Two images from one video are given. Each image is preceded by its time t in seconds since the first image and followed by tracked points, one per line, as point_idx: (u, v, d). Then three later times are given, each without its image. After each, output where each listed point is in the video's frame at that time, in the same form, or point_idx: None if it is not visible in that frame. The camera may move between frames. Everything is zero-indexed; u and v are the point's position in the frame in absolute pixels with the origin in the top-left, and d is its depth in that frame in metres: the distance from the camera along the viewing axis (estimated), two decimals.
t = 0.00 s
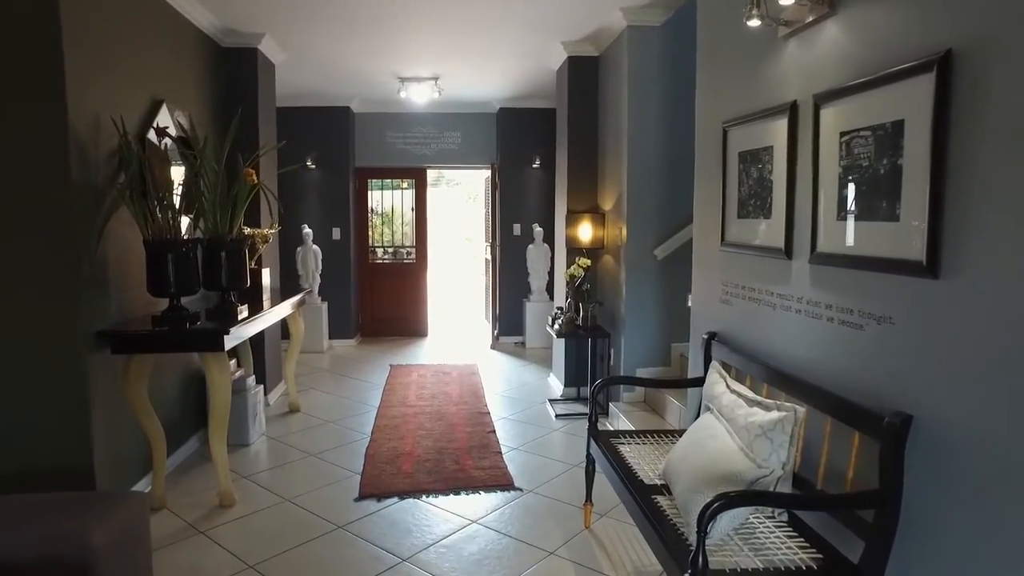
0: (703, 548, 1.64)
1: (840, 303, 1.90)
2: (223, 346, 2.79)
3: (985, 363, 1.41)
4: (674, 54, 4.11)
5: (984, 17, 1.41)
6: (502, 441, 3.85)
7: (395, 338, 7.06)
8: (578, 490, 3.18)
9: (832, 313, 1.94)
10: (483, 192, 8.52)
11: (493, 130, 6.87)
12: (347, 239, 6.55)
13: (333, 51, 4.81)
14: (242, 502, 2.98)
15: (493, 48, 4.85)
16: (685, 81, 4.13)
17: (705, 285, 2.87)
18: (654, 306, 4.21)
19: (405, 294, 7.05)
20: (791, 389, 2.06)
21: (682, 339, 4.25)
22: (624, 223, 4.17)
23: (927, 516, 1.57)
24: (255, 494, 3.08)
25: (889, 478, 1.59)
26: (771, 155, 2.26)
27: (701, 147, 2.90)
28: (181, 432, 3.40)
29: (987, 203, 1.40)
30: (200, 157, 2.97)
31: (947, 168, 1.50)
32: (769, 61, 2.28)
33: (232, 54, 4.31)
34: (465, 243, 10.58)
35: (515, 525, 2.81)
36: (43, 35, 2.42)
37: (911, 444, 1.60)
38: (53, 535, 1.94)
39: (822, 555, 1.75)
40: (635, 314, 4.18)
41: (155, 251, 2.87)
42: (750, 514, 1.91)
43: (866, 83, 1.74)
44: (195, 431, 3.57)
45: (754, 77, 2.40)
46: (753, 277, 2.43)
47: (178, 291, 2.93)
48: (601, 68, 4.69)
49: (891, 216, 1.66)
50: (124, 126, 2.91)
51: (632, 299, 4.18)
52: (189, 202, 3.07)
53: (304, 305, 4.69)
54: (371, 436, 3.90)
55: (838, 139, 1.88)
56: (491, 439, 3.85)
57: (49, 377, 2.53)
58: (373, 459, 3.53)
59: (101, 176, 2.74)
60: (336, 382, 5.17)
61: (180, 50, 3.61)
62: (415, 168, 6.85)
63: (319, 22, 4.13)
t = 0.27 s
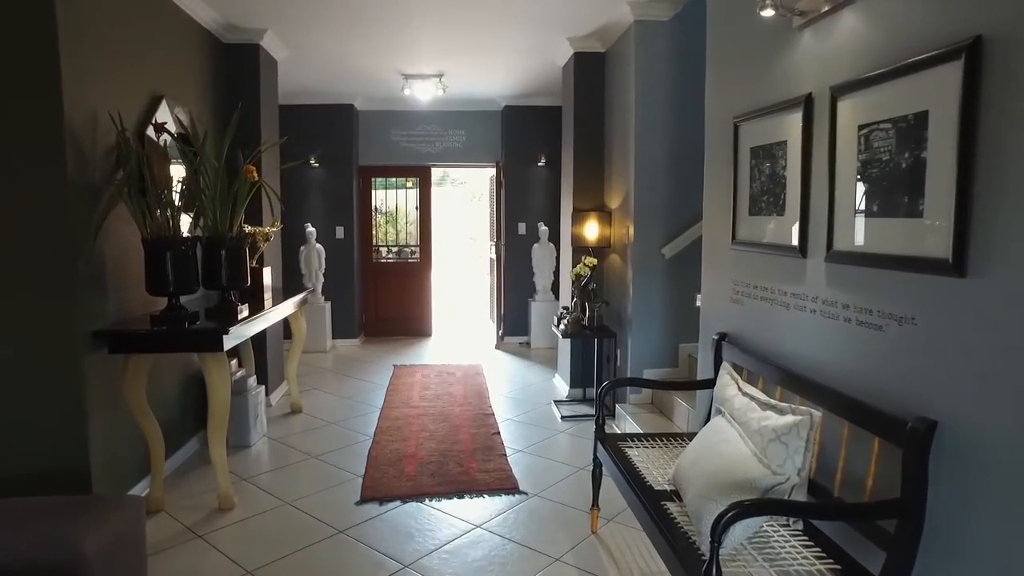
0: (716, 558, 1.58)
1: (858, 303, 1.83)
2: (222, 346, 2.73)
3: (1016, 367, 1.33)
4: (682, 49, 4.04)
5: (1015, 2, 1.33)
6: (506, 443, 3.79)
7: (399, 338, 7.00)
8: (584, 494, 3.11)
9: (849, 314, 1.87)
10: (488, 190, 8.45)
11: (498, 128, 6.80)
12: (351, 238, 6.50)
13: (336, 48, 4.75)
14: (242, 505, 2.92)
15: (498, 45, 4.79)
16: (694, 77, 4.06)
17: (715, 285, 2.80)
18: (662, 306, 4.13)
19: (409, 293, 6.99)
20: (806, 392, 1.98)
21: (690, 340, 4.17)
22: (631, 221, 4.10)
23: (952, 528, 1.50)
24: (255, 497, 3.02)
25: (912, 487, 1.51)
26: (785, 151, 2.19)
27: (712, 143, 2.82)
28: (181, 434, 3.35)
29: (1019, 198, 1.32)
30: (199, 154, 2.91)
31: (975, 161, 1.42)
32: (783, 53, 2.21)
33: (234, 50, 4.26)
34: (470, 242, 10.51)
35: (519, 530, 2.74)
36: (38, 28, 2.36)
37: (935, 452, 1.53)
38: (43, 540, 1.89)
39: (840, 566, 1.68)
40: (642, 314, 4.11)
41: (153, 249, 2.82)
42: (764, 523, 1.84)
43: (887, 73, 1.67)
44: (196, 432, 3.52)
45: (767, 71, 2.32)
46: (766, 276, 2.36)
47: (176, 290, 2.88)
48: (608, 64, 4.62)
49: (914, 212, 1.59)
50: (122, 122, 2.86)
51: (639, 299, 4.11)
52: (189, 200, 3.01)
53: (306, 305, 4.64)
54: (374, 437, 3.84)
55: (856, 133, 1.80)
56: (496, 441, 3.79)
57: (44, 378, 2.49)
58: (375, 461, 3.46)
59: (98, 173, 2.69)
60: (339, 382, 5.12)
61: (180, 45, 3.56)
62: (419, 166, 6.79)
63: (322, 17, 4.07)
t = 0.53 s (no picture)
0: None
1: (886, 309, 1.72)
2: (220, 350, 2.63)
3: None
4: (693, 45, 3.93)
5: None
6: (512, 448, 3.70)
7: (403, 338, 6.92)
8: (592, 503, 3.02)
9: (876, 321, 1.76)
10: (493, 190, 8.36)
11: (503, 126, 6.71)
12: (354, 238, 6.41)
13: (339, 44, 4.66)
14: (239, 513, 2.84)
15: (504, 41, 4.69)
16: (705, 73, 3.95)
17: (729, 288, 2.69)
18: (671, 309, 4.03)
19: (413, 294, 6.90)
20: (828, 403, 1.88)
21: (700, 343, 4.07)
22: (640, 221, 4.00)
23: (993, 553, 1.39)
24: (254, 505, 2.94)
25: (948, 508, 1.41)
26: (805, 148, 2.08)
27: (725, 140, 2.72)
28: (178, 439, 3.27)
29: None
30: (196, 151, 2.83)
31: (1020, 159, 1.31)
32: (803, 46, 2.10)
33: (234, 47, 4.17)
34: (475, 241, 10.42)
35: (525, 542, 2.65)
36: (26, 20, 2.27)
37: (974, 471, 1.42)
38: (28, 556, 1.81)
39: None
40: (651, 316, 4.01)
41: (148, 250, 2.73)
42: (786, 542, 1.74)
43: (919, 64, 1.56)
44: (194, 436, 3.44)
45: (786, 64, 2.22)
46: (784, 280, 2.26)
47: (172, 292, 2.79)
48: (616, 60, 4.51)
49: (950, 214, 1.48)
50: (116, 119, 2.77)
51: (648, 301, 4.00)
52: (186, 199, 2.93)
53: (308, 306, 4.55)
54: (376, 442, 3.75)
55: (884, 129, 1.69)
56: (501, 447, 3.70)
57: (34, 384, 2.40)
58: (377, 468, 3.37)
59: (91, 171, 2.61)
60: (341, 384, 5.04)
61: (178, 41, 3.47)
62: (423, 165, 6.70)
63: (323, 12, 3.98)
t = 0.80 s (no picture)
0: None
1: (913, 315, 1.63)
2: (218, 354, 2.56)
3: None
4: (702, 40, 3.84)
5: None
6: (516, 453, 3.61)
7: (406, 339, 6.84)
8: (599, 511, 2.93)
9: (902, 327, 1.67)
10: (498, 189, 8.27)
11: (508, 124, 6.62)
12: (357, 237, 6.34)
13: (341, 41, 4.59)
14: (238, 521, 2.77)
15: (509, 37, 4.61)
16: (714, 69, 3.86)
17: (742, 291, 2.60)
18: (680, 311, 3.94)
19: (416, 294, 6.83)
20: (851, 413, 1.79)
21: (709, 346, 3.98)
22: (648, 221, 3.92)
23: None
24: (252, 513, 2.86)
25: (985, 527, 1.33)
26: (825, 146, 1.99)
27: (738, 138, 2.63)
28: (176, 444, 3.20)
29: None
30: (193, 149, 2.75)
31: None
32: (822, 39, 2.02)
33: (234, 43, 4.10)
34: (479, 241, 10.34)
35: (531, 552, 2.57)
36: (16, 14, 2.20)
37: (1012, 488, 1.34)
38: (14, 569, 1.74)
39: None
40: (659, 319, 3.92)
41: (144, 251, 2.66)
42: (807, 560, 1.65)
43: (949, 56, 1.47)
44: (192, 441, 3.37)
45: (803, 59, 2.13)
46: (801, 283, 2.17)
47: (169, 294, 2.72)
48: (623, 57, 4.43)
49: (985, 215, 1.39)
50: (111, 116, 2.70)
51: (656, 303, 3.92)
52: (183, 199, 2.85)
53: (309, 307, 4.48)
54: (378, 447, 3.68)
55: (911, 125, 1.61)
56: (505, 452, 3.62)
57: (26, 389, 2.33)
58: (379, 473, 3.30)
59: (84, 170, 2.53)
60: (343, 387, 4.96)
61: (176, 37, 3.40)
62: (427, 164, 6.62)
63: (325, 8, 3.91)
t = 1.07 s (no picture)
0: None
1: (931, 317, 1.58)
2: (217, 354, 2.51)
3: None
4: (708, 37, 3.78)
5: None
6: (520, 455, 3.57)
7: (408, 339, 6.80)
8: (604, 515, 2.88)
9: (920, 329, 1.62)
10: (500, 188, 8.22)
11: (511, 123, 6.57)
12: (359, 237, 6.30)
13: (343, 39, 4.55)
14: (237, 524, 2.72)
15: (512, 35, 4.56)
16: (721, 66, 3.81)
17: (751, 291, 2.55)
18: (685, 311, 3.89)
19: (419, 294, 6.78)
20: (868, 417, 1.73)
21: (715, 347, 3.93)
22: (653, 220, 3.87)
23: None
24: (253, 516, 2.82)
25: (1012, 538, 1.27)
26: (838, 142, 1.94)
27: (746, 135, 2.58)
28: (175, 446, 3.16)
29: None
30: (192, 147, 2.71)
31: None
32: (835, 32, 1.96)
33: (234, 41, 4.06)
34: (482, 241, 10.29)
35: (536, 557, 2.52)
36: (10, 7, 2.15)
37: None
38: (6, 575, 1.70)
39: None
40: (665, 319, 3.87)
41: (141, 250, 2.61)
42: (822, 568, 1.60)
43: (972, 48, 1.42)
44: (192, 442, 3.33)
45: (815, 53, 2.08)
46: (812, 283, 2.11)
47: (167, 294, 2.67)
48: (628, 54, 4.38)
49: (1010, 213, 1.34)
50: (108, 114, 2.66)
51: (661, 303, 3.86)
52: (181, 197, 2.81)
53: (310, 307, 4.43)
54: (379, 449, 3.63)
55: (930, 120, 1.55)
56: (508, 454, 3.57)
57: (21, 390, 2.29)
58: (380, 476, 3.25)
59: (81, 169, 2.49)
60: (344, 387, 4.92)
61: (175, 34, 3.35)
62: (429, 163, 6.58)
63: (326, 5, 3.86)
